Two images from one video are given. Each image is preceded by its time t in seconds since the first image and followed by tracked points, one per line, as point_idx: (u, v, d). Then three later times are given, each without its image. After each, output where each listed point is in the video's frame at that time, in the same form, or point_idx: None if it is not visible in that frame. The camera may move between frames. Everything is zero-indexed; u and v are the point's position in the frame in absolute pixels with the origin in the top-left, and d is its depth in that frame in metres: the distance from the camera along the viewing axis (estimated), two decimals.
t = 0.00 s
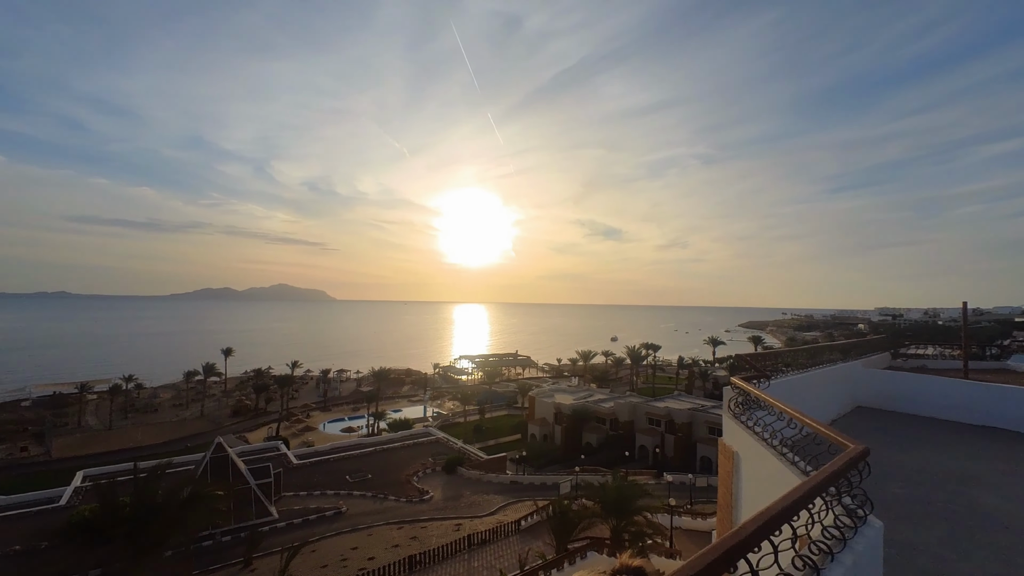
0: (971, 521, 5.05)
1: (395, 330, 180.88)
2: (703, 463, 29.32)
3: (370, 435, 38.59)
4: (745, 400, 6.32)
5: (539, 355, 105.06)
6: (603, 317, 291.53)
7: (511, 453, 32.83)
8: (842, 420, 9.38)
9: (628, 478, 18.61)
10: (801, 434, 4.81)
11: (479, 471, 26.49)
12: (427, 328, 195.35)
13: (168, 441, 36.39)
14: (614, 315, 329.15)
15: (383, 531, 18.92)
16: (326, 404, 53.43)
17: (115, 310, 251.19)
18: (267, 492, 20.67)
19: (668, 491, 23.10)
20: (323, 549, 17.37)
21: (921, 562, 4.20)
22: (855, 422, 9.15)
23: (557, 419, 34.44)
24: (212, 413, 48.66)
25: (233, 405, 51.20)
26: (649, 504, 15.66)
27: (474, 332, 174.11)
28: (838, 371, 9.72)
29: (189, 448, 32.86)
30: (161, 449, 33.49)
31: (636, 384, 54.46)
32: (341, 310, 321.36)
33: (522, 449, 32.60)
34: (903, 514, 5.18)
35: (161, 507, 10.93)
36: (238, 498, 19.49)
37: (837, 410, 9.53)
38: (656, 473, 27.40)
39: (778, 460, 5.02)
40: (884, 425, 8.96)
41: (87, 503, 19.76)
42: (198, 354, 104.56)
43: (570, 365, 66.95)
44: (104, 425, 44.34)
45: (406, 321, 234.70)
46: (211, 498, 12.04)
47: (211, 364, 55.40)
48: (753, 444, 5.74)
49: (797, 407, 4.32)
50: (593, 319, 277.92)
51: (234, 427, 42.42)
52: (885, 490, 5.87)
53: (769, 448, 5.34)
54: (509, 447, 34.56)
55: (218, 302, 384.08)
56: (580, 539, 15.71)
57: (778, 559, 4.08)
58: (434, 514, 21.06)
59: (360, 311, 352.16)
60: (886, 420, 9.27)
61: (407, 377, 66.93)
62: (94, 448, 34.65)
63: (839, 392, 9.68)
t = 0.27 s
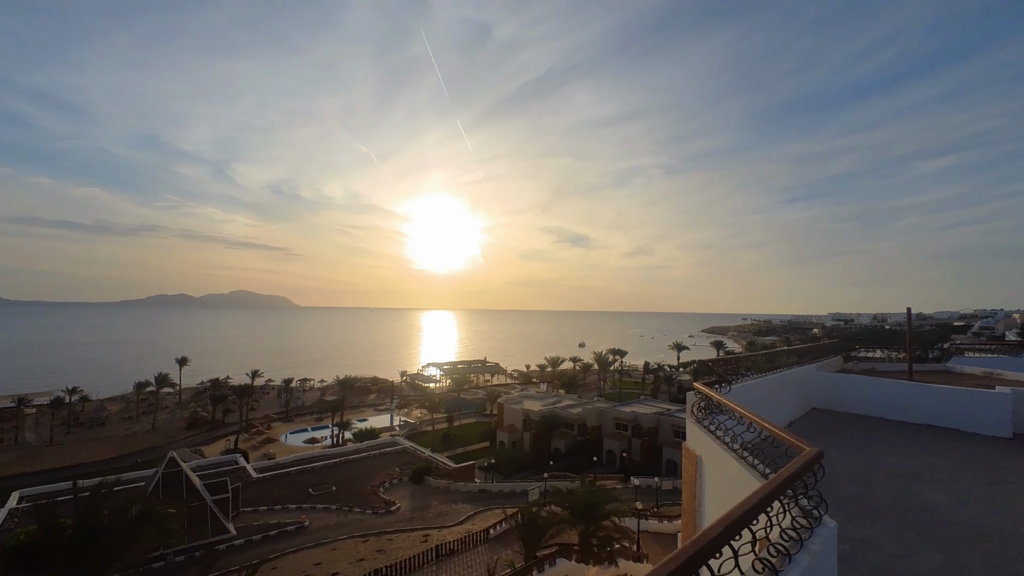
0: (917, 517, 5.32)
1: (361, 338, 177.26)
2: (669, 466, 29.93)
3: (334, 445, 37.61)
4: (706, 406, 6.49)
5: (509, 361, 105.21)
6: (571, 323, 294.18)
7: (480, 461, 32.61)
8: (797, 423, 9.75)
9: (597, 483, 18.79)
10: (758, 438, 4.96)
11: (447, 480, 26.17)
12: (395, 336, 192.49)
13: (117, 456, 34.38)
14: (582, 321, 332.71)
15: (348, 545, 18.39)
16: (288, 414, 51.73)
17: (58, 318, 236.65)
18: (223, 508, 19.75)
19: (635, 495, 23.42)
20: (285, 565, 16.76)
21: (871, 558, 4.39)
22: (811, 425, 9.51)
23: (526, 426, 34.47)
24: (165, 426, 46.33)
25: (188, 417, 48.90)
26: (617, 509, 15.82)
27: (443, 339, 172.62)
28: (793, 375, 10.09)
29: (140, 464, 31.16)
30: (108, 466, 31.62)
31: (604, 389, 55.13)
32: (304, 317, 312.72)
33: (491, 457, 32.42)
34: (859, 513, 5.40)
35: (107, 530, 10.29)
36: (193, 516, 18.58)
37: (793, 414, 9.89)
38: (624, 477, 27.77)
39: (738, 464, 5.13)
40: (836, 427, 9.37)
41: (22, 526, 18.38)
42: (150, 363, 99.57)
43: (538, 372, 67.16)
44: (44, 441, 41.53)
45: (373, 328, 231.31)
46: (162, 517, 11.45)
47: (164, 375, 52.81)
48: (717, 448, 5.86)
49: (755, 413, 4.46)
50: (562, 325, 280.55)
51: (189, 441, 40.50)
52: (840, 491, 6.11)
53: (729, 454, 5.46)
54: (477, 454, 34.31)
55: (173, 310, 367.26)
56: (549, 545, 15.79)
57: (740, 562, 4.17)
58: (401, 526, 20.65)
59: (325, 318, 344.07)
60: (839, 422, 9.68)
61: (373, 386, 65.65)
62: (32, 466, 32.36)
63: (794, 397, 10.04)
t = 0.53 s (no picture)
0: (876, 522, 5.50)
1: (331, 350, 173.23)
2: (642, 476, 30.15)
3: (302, 461, 36.42)
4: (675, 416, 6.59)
5: (482, 373, 104.64)
6: (545, 334, 295.02)
7: (453, 475, 32.17)
8: (763, 431, 9.99)
9: (569, 495, 18.77)
10: (725, 448, 5.08)
11: (419, 495, 25.66)
12: (366, 347, 188.90)
13: (65, 477, 32.43)
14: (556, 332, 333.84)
15: (314, 566, 17.78)
16: (253, 429, 49.98)
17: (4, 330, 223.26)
18: (181, 530, 18.84)
19: (608, 506, 23.46)
20: None
21: (835, 563, 4.51)
22: (776, 433, 9.76)
23: (499, 438, 34.22)
24: (119, 444, 44.06)
25: (144, 434, 46.64)
26: (591, 519, 15.83)
27: (415, 351, 170.45)
28: (759, 385, 10.34)
29: (91, 484, 29.49)
30: (55, 488, 29.80)
31: (577, 400, 55.32)
32: (272, 329, 303.95)
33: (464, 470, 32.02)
34: (822, 519, 5.55)
35: (52, 556, 9.67)
36: (148, 539, 17.66)
37: (760, 423, 10.12)
38: (597, 488, 27.81)
39: (706, 474, 5.22)
40: (800, 434, 9.62)
41: None
42: (105, 378, 94.84)
43: (512, 383, 66.93)
44: None
45: (344, 340, 226.53)
46: (113, 541, 10.83)
47: (120, 390, 50.37)
48: (686, 458, 5.94)
49: (722, 423, 4.55)
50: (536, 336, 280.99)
51: (146, 459, 38.60)
52: (804, 498, 6.27)
53: (697, 465, 5.54)
54: (450, 468, 33.84)
55: (131, 321, 351.60)
56: (523, 558, 15.68)
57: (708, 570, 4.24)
58: (371, 544, 20.09)
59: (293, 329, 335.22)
60: (802, 430, 9.96)
61: (343, 399, 64.14)
62: None
63: (760, 406, 10.28)
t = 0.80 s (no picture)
0: (841, 531, 5.65)
1: (301, 364, 168.99)
2: (615, 490, 30.24)
3: (268, 480, 35.17)
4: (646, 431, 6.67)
5: (457, 387, 103.61)
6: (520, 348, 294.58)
7: (426, 492, 31.58)
8: (733, 443, 10.20)
9: (544, 510, 18.65)
10: (694, 461, 5.17)
11: (390, 514, 25.03)
12: (337, 362, 184.78)
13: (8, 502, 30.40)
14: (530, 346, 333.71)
15: None
16: (216, 448, 48.05)
17: None
18: (136, 556, 17.86)
19: (582, 520, 23.39)
20: None
21: (801, 571, 4.61)
22: (745, 445, 9.98)
23: (473, 453, 33.84)
24: (71, 465, 41.67)
25: (98, 454, 44.24)
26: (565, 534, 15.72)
27: (388, 365, 167.93)
28: (728, 397, 10.58)
29: (38, 509, 27.73)
30: None
31: (551, 414, 55.29)
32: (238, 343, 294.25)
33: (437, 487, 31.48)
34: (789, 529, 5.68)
35: None
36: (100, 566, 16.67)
37: (729, 434, 10.34)
38: (572, 503, 27.74)
39: (677, 487, 5.28)
40: (767, 445, 9.87)
41: None
42: (57, 394, 89.83)
43: (486, 398, 66.46)
44: None
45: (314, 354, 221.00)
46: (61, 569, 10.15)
47: (73, 407, 47.77)
48: (657, 473, 6.00)
49: (691, 436, 4.64)
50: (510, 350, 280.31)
51: (99, 481, 36.57)
52: (772, 508, 6.41)
53: (668, 478, 5.60)
54: (423, 485, 33.22)
55: (86, 335, 334.98)
56: None
57: None
58: (340, 566, 19.41)
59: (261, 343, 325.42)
60: (770, 442, 10.22)
61: (312, 415, 62.41)
62: None
63: (730, 418, 10.50)
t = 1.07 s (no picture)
0: (813, 529, 5.78)
1: (277, 369, 165.73)
2: (594, 492, 30.44)
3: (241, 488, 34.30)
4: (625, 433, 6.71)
5: (436, 391, 102.89)
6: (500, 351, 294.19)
7: (404, 497, 31.24)
8: (708, 444, 10.37)
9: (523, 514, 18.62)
10: (671, 462, 5.22)
11: (368, 520, 24.70)
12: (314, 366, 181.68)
13: None
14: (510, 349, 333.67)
15: None
16: (187, 455, 46.62)
17: None
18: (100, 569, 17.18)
19: (562, 523, 23.43)
20: None
21: (774, 570, 4.69)
22: (719, 446, 10.16)
23: (453, 457, 33.64)
24: (31, 475, 39.89)
25: (60, 463, 42.47)
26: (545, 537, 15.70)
27: (367, 369, 165.92)
28: (704, 399, 10.75)
29: None
30: None
31: (531, 417, 55.34)
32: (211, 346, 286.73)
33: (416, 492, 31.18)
34: (763, 528, 5.79)
35: None
36: None
37: (705, 436, 10.50)
38: (551, 506, 27.81)
39: (654, 489, 5.34)
40: (742, 446, 10.05)
41: None
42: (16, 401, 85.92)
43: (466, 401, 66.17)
44: None
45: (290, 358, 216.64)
46: None
47: (33, 415, 45.80)
48: (635, 475, 6.04)
49: (668, 437, 4.69)
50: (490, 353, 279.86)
51: (61, 491, 35.09)
52: (746, 508, 6.53)
53: (645, 480, 5.65)
54: (401, 490, 32.87)
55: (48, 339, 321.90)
56: None
57: None
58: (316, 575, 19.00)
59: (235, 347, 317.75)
60: (744, 443, 10.43)
61: (288, 420, 61.15)
62: None
63: (705, 420, 10.67)
